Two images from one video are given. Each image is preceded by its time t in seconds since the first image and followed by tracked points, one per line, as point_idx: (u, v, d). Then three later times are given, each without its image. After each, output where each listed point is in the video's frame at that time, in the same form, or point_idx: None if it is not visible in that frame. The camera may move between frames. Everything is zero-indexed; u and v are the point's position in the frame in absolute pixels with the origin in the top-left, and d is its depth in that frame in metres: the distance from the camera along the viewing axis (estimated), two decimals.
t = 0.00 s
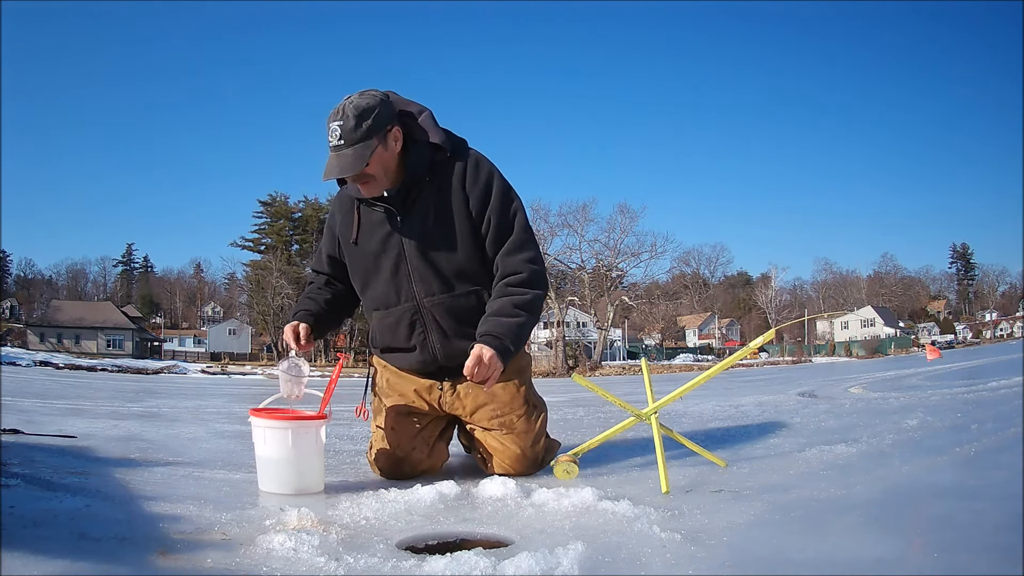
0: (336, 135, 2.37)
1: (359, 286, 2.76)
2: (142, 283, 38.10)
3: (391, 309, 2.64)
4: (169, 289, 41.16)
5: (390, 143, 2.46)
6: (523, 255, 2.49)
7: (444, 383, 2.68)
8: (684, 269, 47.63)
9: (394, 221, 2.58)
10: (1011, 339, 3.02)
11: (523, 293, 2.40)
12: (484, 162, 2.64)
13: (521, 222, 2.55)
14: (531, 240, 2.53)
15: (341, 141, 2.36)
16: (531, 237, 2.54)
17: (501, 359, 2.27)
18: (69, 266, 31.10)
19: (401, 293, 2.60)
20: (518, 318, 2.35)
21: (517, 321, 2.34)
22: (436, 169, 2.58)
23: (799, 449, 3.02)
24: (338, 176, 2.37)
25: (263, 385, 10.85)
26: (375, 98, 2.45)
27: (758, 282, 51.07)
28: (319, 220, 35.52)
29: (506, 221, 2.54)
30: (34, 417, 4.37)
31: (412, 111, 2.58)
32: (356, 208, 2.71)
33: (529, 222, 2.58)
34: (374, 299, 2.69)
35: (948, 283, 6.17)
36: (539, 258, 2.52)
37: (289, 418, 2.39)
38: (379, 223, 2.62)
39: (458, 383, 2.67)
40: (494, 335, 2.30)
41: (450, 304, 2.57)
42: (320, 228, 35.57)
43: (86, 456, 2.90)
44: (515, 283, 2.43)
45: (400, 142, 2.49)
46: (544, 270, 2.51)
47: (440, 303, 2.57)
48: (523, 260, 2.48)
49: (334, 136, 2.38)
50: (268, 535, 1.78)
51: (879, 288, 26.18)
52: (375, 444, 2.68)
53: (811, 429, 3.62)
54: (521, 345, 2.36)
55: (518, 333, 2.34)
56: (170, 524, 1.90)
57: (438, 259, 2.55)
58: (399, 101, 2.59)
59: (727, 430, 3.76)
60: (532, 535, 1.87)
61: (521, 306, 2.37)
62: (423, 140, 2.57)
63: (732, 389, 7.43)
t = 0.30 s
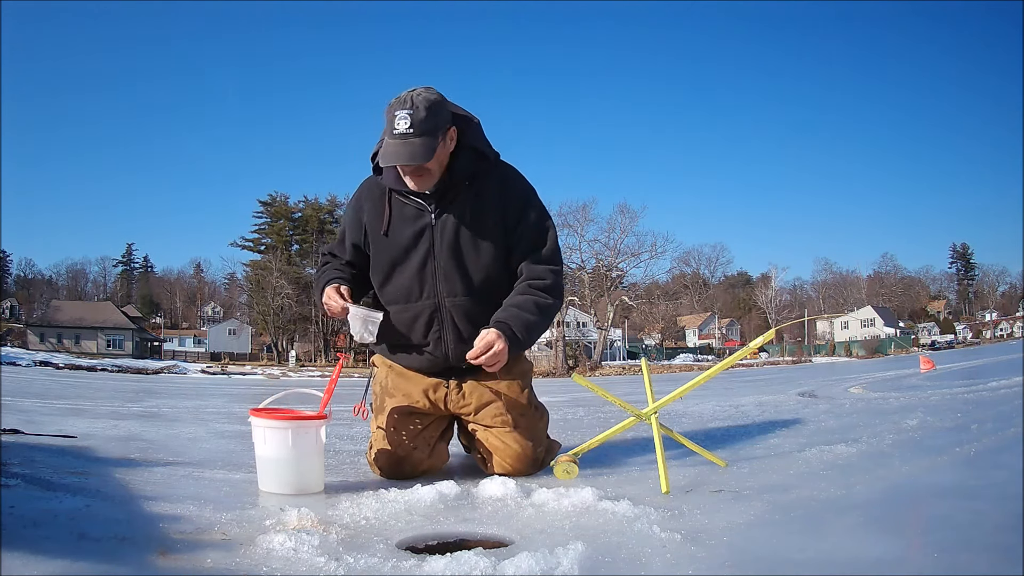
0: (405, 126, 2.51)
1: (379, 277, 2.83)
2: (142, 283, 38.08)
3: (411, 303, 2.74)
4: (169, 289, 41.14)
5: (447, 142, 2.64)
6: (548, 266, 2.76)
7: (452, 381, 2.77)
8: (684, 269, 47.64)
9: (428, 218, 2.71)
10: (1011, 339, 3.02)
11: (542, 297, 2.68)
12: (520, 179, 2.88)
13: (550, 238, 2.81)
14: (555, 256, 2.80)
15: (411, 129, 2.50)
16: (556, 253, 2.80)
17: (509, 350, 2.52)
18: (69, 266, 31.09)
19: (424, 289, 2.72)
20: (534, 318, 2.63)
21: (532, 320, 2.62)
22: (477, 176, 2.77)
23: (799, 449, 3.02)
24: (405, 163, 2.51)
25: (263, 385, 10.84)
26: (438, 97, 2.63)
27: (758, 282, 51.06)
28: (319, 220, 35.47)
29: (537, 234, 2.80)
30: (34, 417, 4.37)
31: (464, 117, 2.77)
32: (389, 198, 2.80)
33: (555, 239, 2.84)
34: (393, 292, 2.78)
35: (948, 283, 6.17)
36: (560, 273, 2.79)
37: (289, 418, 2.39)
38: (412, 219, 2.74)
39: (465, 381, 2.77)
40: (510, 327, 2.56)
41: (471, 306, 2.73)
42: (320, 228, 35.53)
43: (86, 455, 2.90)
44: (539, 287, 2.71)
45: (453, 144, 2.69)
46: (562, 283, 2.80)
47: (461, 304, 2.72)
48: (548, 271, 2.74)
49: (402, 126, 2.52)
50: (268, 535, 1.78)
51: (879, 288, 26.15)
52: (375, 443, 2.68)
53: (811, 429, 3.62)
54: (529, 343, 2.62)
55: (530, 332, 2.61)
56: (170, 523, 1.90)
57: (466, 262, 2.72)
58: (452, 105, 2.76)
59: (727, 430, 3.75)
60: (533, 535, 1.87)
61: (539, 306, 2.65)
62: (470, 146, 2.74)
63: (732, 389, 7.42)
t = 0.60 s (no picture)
0: (467, 123, 2.57)
1: (402, 276, 2.83)
2: (142, 283, 38.05)
3: (433, 302, 2.79)
4: (169, 289, 41.11)
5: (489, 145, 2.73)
6: (562, 270, 2.85)
7: (459, 380, 2.78)
8: (684, 269, 47.63)
9: (456, 219, 2.78)
10: (1011, 339, 3.02)
11: (553, 298, 2.75)
12: (542, 186, 2.97)
13: (565, 245, 2.93)
14: (570, 264, 2.91)
15: (473, 127, 2.58)
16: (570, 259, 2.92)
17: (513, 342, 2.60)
18: (69, 266, 31.08)
19: (448, 289, 2.78)
20: (542, 316, 2.69)
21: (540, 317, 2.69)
22: (504, 181, 2.87)
23: (799, 449, 3.02)
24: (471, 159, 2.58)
25: (263, 385, 10.83)
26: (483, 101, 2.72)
27: (758, 282, 51.04)
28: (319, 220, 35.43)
29: (555, 239, 2.90)
30: (34, 417, 4.37)
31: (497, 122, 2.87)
32: (417, 196, 2.81)
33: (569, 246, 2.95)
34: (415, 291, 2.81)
35: (948, 283, 6.17)
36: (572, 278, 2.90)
37: (289, 418, 2.39)
38: (440, 219, 2.78)
39: (471, 379, 2.78)
40: (517, 320, 2.64)
41: (490, 307, 2.81)
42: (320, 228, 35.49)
43: (86, 455, 2.90)
44: (551, 288, 2.78)
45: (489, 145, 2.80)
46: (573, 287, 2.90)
47: (481, 305, 2.79)
48: (561, 275, 2.84)
49: (465, 123, 2.57)
50: (268, 535, 1.78)
51: (879, 288, 26.13)
52: (377, 442, 2.68)
53: (811, 429, 3.62)
54: (534, 338, 2.69)
55: (535, 329, 2.68)
56: (170, 524, 1.90)
57: (489, 264, 2.79)
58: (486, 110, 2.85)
59: (727, 430, 3.75)
60: (532, 535, 1.87)
61: (547, 305, 2.72)
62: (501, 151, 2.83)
63: (732, 389, 7.42)
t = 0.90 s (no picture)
0: (508, 128, 2.57)
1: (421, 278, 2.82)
2: (142, 283, 38.06)
3: (449, 304, 2.80)
4: (169, 289, 41.12)
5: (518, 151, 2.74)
6: (573, 279, 2.88)
7: (465, 380, 2.78)
8: (683, 269, 47.65)
9: (478, 223, 2.78)
10: (1011, 339, 3.02)
11: (564, 309, 2.78)
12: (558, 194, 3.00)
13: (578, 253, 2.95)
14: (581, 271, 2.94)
15: (512, 132, 2.59)
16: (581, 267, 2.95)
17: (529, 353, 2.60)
18: (69, 266, 31.09)
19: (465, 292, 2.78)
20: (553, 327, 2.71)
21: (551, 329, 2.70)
22: (525, 186, 2.88)
23: (800, 450, 3.01)
24: (509, 163, 2.56)
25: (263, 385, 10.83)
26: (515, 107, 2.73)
27: (758, 282, 51.05)
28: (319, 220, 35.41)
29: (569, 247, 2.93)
30: (34, 417, 4.37)
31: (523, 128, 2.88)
32: (439, 198, 2.81)
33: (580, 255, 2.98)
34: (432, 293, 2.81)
35: (948, 283, 6.17)
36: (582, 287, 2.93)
37: (289, 418, 2.39)
38: (462, 222, 2.78)
39: (476, 378, 2.79)
40: (531, 330, 2.64)
41: (505, 312, 2.81)
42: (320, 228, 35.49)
43: (86, 455, 2.90)
44: (562, 299, 2.81)
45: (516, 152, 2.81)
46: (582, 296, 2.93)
47: (496, 309, 2.80)
48: (572, 283, 2.87)
49: (506, 128, 2.57)
50: (268, 535, 1.78)
51: (879, 288, 26.13)
52: (379, 441, 2.67)
53: (811, 429, 3.61)
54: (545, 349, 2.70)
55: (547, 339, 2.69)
56: (170, 524, 1.90)
57: (506, 268, 2.80)
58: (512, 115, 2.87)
59: (727, 430, 3.75)
60: (533, 535, 1.87)
61: (558, 316, 2.74)
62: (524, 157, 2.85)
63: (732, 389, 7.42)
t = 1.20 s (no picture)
0: (526, 131, 2.57)
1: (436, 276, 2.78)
2: (142, 283, 38.07)
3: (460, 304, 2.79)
4: (169, 289, 41.12)
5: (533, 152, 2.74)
6: (580, 280, 2.91)
7: (468, 381, 2.77)
8: (683, 268, 47.66)
9: (491, 223, 2.78)
10: (1011, 339, 3.01)
11: (571, 308, 2.79)
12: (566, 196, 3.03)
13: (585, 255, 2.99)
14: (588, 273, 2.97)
15: (529, 134, 2.58)
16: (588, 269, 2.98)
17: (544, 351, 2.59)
18: (69, 266, 31.10)
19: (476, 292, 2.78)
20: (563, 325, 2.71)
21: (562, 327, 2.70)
22: (536, 188, 2.90)
23: (800, 450, 3.01)
24: (525, 165, 2.57)
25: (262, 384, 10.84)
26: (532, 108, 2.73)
27: (758, 282, 51.06)
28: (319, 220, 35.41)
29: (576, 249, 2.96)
30: (34, 417, 4.37)
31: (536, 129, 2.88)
32: (453, 196, 2.80)
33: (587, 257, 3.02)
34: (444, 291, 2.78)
35: (948, 283, 6.17)
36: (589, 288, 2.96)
37: (289, 418, 2.39)
38: (476, 221, 2.77)
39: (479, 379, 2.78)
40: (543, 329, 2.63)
41: (515, 313, 2.83)
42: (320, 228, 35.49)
43: (86, 455, 2.90)
44: (569, 298, 2.83)
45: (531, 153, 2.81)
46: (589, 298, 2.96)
47: (506, 310, 2.81)
48: (580, 284, 2.89)
49: (524, 130, 2.57)
50: (268, 535, 1.78)
51: (879, 288, 26.13)
52: (380, 441, 2.67)
53: (811, 429, 3.61)
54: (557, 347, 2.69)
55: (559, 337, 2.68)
56: (170, 524, 1.90)
57: (517, 269, 2.81)
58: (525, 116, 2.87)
59: (727, 430, 3.75)
60: (533, 535, 1.87)
61: (569, 316, 2.74)
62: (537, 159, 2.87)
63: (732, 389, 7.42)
